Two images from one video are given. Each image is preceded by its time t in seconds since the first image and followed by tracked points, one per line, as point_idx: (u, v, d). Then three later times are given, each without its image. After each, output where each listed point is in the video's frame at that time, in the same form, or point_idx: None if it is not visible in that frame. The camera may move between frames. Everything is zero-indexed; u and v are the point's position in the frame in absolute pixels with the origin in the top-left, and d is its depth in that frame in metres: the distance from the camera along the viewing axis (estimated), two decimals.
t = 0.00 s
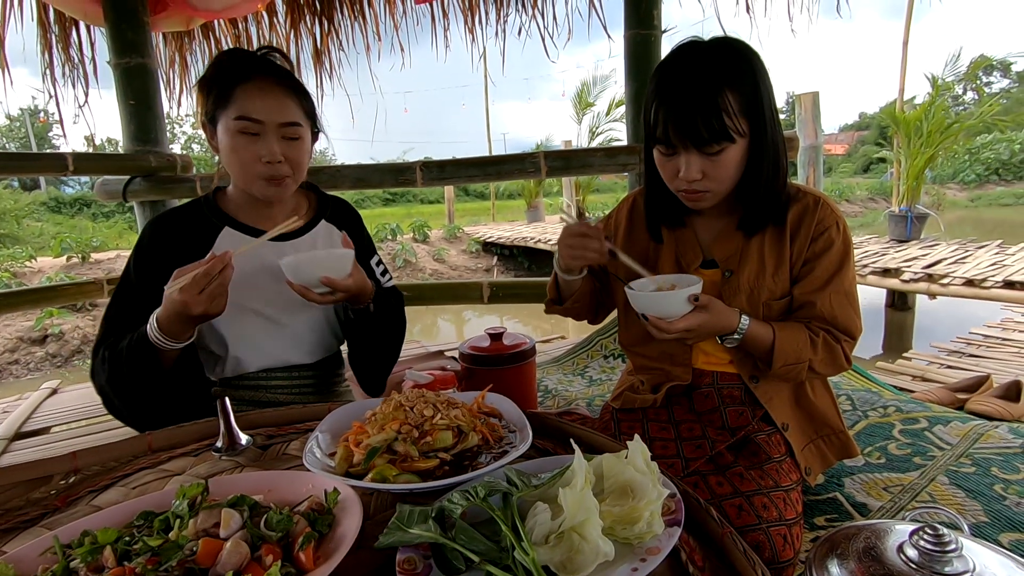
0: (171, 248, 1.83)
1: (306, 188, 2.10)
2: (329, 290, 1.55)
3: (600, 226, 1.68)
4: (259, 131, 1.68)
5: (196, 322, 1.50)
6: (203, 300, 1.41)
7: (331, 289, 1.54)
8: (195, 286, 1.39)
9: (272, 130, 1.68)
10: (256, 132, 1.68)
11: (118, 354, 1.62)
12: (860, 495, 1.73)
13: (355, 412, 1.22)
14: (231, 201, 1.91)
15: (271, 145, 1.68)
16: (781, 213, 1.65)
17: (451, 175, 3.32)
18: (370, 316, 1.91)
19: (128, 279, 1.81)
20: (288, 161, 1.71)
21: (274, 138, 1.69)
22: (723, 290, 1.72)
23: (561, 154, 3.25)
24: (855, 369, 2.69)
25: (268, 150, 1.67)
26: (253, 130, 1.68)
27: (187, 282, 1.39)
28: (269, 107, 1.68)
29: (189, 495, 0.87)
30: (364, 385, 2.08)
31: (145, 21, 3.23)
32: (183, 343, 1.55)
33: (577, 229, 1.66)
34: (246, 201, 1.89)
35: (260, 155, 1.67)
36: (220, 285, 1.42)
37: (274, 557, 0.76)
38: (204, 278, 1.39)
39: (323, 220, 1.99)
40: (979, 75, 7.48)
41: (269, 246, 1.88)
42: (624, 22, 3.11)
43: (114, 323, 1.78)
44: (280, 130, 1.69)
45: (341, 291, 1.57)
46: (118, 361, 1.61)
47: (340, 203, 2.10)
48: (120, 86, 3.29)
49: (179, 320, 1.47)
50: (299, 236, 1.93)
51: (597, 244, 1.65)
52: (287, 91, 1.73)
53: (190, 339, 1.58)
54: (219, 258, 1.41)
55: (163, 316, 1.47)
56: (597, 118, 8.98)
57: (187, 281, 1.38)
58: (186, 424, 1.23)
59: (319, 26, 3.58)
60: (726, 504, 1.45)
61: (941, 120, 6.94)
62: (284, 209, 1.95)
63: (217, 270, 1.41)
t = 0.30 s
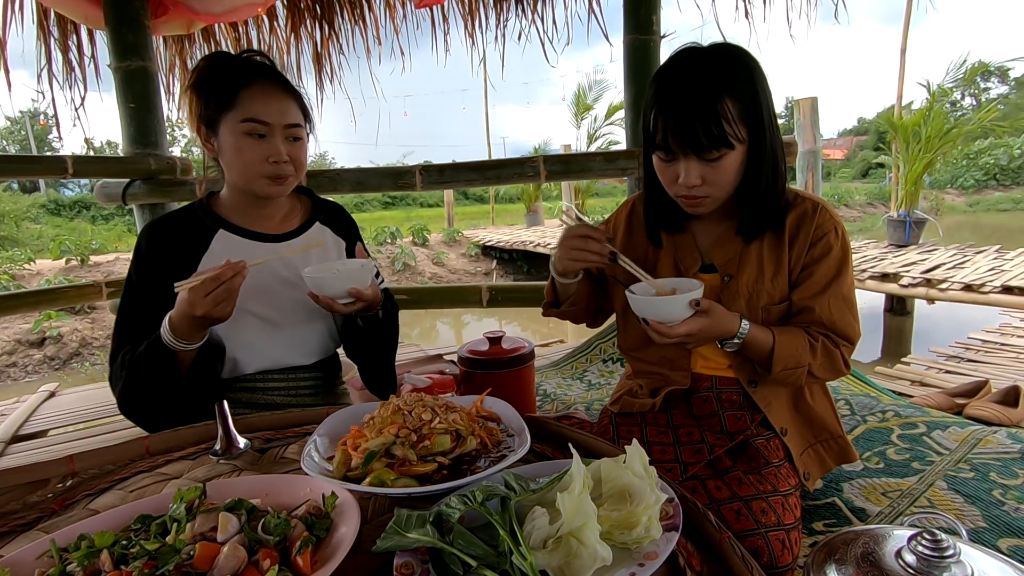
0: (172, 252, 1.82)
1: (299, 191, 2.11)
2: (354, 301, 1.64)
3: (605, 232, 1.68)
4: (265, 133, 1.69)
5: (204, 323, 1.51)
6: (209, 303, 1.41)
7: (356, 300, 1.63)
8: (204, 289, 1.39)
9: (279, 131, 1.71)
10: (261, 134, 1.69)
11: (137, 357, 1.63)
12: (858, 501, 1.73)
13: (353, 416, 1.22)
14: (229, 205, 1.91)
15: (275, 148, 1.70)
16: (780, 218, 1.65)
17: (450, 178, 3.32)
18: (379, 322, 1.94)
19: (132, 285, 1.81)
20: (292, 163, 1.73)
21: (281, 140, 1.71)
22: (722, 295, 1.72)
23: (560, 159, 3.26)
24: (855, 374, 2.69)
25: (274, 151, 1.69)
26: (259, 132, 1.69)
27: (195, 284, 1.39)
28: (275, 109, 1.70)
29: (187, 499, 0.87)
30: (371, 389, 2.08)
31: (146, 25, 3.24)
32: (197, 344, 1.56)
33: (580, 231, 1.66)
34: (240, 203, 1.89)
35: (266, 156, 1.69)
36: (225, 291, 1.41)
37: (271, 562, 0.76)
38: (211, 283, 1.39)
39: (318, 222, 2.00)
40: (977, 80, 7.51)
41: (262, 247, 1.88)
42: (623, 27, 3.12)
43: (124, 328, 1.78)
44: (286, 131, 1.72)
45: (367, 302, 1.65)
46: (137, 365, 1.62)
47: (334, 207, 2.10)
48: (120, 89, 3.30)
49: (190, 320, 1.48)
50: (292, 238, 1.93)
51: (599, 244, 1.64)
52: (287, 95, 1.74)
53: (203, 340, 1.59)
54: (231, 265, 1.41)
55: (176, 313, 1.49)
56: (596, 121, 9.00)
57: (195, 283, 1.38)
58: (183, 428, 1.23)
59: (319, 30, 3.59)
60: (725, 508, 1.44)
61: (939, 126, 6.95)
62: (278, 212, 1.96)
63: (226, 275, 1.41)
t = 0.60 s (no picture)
0: (174, 255, 1.83)
1: (298, 196, 2.12)
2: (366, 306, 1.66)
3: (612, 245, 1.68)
4: (267, 139, 1.71)
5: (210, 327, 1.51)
6: (214, 308, 1.42)
7: (367, 304, 1.64)
8: (212, 293, 1.40)
9: (280, 137, 1.72)
10: (261, 139, 1.70)
11: (147, 361, 1.65)
12: (858, 507, 1.73)
13: (354, 420, 1.23)
14: (230, 209, 1.92)
15: (276, 153, 1.71)
16: (779, 225, 1.66)
17: (451, 183, 3.33)
18: (382, 328, 1.95)
19: (136, 290, 1.81)
20: (293, 168, 1.74)
21: (282, 145, 1.72)
22: (722, 301, 1.72)
23: (561, 164, 3.27)
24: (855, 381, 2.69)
25: (276, 156, 1.70)
26: (261, 138, 1.70)
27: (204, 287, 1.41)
28: (276, 115, 1.71)
29: (189, 503, 0.87)
30: (371, 392, 2.09)
31: (150, 29, 3.26)
32: (200, 347, 1.56)
33: (587, 247, 1.66)
34: (239, 207, 1.90)
35: (267, 161, 1.70)
36: (231, 296, 1.42)
37: (272, 566, 0.77)
38: (220, 288, 1.40)
39: (316, 226, 2.01)
40: (977, 88, 7.53)
41: (261, 250, 1.89)
42: (624, 34, 3.14)
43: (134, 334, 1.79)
44: (286, 137, 1.73)
45: (377, 308, 1.67)
46: (147, 368, 1.64)
47: (332, 212, 2.11)
48: (124, 93, 3.31)
49: (197, 324, 1.49)
50: (290, 241, 1.94)
51: (608, 261, 1.63)
52: (287, 101, 1.76)
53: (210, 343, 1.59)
54: (242, 271, 1.43)
55: (184, 315, 1.50)
56: (597, 127, 9.04)
57: (205, 285, 1.39)
58: (184, 431, 1.23)
59: (322, 36, 3.61)
60: (724, 515, 1.45)
61: (939, 133, 6.97)
62: (276, 216, 1.97)
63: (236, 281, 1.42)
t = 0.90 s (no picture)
0: (177, 256, 1.83)
1: (302, 200, 2.13)
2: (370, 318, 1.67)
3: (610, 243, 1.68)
4: (273, 144, 1.71)
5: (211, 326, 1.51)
6: (214, 306, 1.42)
7: (372, 316, 1.65)
8: (211, 292, 1.41)
9: (284, 141, 1.73)
10: (267, 143, 1.71)
11: (149, 361, 1.65)
12: (860, 515, 1.73)
13: (358, 424, 1.23)
14: (234, 212, 1.92)
15: (282, 157, 1.71)
16: (783, 232, 1.67)
17: (454, 188, 3.35)
18: (384, 334, 1.95)
19: (140, 291, 1.82)
20: (298, 172, 1.75)
21: (287, 150, 1.73)
22: (725, 307, 1.73)
23: (563, 170, 3.28)
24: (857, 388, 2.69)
25: (280, 160, 1.70)
26: (268, 143, 1.71)
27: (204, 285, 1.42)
28: (282, 120, 1.72)
29: (194, 506, 0.87)
30: (370, 400, 2.08)
31: (155, 33, 3.27)
32: (200, 346, 1.56)
33: (585, 241, 1.66)
34: (244, 210, 1.91)
35: (272, 165, 1.71)
36: (232, 296, 1.42)
37: (278, 568, 0.77)
38: (219, 287, 1.40)
39: (319, 231, 2.02)
40: (978, 96, 7.55)
41: (263, 254, 1.89)
42: (627, 40, 3.15)
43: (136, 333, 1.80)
44: (291, 141, 1.74)
45: (381, 318, 1.68)
46: (149, 368, 1.64)
47: (336, 217, 2.12)
48: (129, 96, 3.33)
49: (197, 323, 1.50)
50: (293, 245, 1.95)
51: (603, 258, 1.64)
52: (293, 105, 1.77)
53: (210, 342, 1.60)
54: (244, 271, 1.43)
55: (185, 313, 1.50)
56: (598, 132, 9.07)
57: (206, 283, 1.40)
58: (189, 434, 1.23)
59: (326, 40, 3.63)
60: (727, 521, 1.44)
61: (939, 141, 6.99)
62: (281, 219, 1.98)
63: (237, 280, 1.43)
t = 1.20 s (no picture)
0: (185, 255, 1.84)
1: (309, 203, 2.14)
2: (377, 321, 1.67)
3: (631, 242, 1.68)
4: (279, 145, 1.72)
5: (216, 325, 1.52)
6: (219, 305, 1.43)
7: (379, 319, 1.65)
8: (216, 291, 1.41)
9: (289, 142, 1.73)
10: (272, 144, 1.72)
11: (156, 359, 1.65)
12: (865, 522, 1.72)
13: (363, 426, 1.23)
14: (242, 213, 1.93)
15: (287, 158, 1.72)
16: (788, 237, 1.67)
17: (459, 191, 3.35)
18: (389, 337, 1.96)
19: (147, 289, 1.82)
20: (302, 173, 1.75)
21: (290, 151, 1.73)
22: (730, 312, 1.72)
23: (568, 173, 3.29)
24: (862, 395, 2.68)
25: (285, 161, 1.71)
26: (271, 143, 1.72)
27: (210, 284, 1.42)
28: (287, 121, 1.73)
29: (199, 506, 0.87)
30: (373, 402, 2.08)
31: (163, 34, 3.29)
32: (205, 345, 1.57)
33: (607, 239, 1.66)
34: (251, 211, 1.91)
35: (277, 166, 1.71)
36: (237, 295, 1.42)
37: (284, 570, 0.77)
38: (224, 286, 1.41)
39: (326, 233, 2.02)
40: (982, 103, 7.55)
41: (270, 254, 1.90)
42: (633, 45, 3.16)
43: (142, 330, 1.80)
44: (296, 142, 1.74)
45: (387, 321, 1.68)
46: (155, 366, 1.64)
47: (342, 219, 2.12)
48: (136, 97, 3.34)
49: (202, 321, 1.50)
50: (300, 246, 1.95)
51: (626, 255, 1.63)
52: (300, 107, 1.77)
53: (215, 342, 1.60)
54: (250, 270, 1.43)
55: (190, 312, 1.51)
56: (602, 137, 9.09)
57: (211, 282, 1.40)
58: (194, 434, 1.23)
59: (332, 43, 3.65)
60: (732, 527, 1.43)
61: (944, 148, 6.98)
62: (287, 221, 1.98)
63: (243, 279, 1.43)
